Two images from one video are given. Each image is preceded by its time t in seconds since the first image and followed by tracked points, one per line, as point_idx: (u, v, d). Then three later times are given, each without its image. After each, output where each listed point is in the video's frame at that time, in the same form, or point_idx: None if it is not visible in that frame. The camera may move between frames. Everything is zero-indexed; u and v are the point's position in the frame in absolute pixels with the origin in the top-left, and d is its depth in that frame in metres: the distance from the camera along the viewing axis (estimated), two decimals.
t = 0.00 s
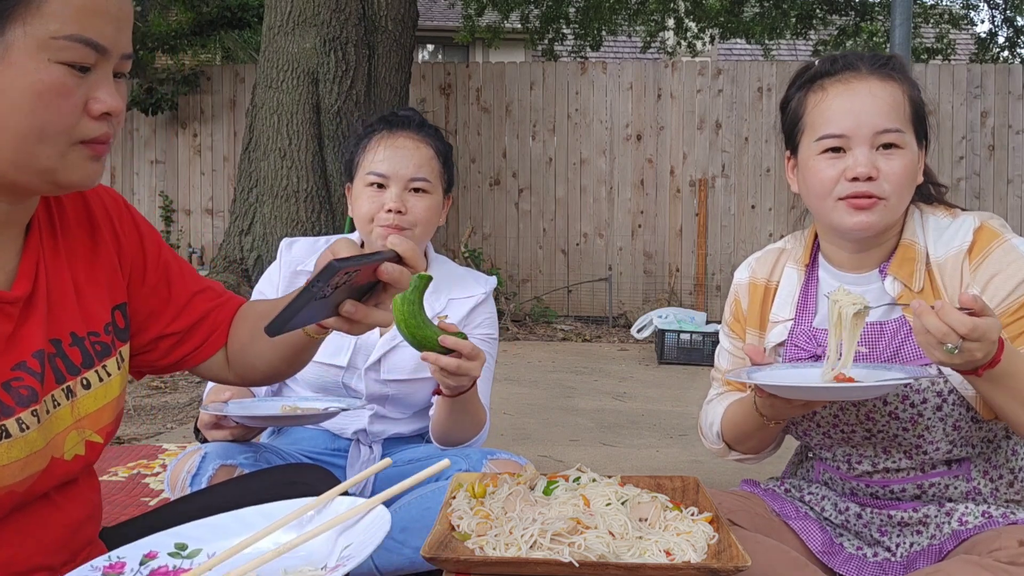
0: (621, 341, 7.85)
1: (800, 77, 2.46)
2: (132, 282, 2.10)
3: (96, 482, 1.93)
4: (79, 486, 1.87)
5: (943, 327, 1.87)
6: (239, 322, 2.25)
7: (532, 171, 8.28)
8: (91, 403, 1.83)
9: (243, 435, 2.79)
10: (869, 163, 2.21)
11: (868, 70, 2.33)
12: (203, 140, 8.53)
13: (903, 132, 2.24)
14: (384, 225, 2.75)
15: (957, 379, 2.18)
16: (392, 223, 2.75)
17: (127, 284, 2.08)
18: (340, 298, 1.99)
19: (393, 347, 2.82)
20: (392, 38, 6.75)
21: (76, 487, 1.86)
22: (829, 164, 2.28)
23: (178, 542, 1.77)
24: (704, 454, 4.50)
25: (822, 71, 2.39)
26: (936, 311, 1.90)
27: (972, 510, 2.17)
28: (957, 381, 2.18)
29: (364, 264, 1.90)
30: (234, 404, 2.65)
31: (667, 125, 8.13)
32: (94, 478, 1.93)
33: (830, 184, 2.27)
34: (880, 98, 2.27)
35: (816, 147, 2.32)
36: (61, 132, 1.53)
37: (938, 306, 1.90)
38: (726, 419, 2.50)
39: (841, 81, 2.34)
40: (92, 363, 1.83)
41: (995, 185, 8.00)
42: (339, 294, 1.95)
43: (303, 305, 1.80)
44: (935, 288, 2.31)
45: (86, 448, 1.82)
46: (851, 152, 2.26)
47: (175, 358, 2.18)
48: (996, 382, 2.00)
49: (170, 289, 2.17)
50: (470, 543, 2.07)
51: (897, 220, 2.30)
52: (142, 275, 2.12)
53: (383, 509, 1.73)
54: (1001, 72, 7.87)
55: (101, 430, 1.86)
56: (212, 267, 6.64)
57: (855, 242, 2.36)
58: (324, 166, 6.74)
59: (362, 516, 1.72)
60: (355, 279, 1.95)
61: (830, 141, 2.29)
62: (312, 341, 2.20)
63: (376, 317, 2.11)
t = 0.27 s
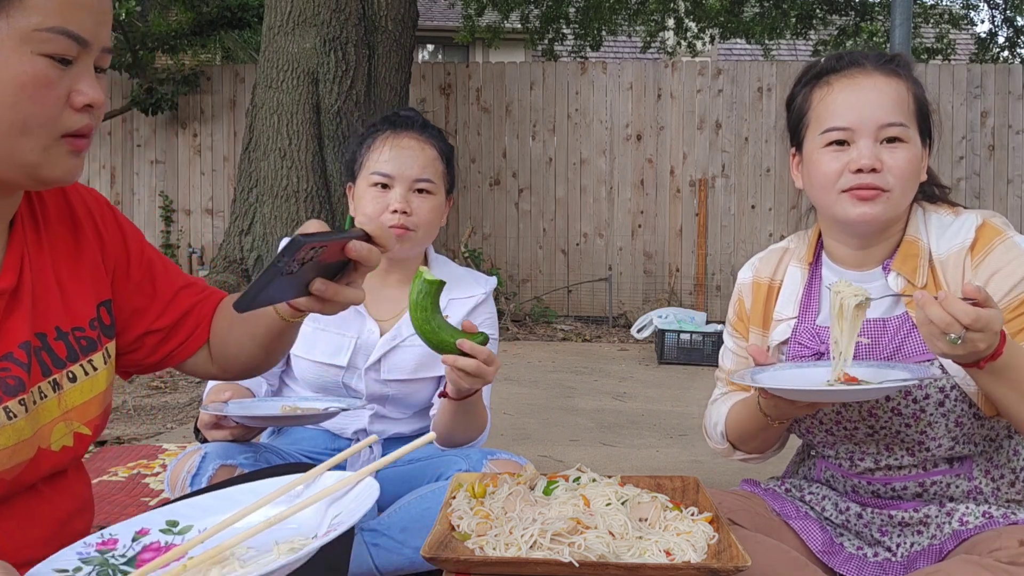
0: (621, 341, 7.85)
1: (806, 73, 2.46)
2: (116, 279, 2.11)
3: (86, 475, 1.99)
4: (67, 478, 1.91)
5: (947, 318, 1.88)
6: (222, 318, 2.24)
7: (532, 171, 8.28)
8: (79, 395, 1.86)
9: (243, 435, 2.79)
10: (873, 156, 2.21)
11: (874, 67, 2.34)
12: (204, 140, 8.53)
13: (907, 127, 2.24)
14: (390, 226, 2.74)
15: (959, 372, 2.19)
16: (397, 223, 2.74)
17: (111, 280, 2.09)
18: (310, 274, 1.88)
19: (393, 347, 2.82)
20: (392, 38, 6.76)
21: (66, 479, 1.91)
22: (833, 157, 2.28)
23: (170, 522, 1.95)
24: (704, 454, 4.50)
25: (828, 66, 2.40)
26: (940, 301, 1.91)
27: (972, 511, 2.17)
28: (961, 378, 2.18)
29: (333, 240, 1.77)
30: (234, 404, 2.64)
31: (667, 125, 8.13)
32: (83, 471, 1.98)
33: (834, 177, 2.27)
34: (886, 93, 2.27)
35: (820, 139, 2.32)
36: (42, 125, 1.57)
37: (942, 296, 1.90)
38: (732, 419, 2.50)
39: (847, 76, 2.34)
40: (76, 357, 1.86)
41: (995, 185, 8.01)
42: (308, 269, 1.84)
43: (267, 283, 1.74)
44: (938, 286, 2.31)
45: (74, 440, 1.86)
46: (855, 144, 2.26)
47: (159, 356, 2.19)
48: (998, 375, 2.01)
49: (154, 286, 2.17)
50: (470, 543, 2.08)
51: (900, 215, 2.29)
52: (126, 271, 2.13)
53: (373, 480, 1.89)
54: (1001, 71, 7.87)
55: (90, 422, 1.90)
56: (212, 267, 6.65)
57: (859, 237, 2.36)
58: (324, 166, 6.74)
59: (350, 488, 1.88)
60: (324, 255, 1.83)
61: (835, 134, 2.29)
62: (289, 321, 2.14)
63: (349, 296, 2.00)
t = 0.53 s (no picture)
0: (621, 341, 7.85)
1: (817, 69, 2.45)
2: (91, 273, 2.09)
3: (70, 467, 1.99)
4: (49, 467, 1.91)
5: (941, 312, 1.87)
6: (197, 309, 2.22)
7: (532, 171, 8.28)
8: (59, 383, 1.86)
9: (242, 435, 2.79)
10: (879, 150, 2.21)
11: (883, 64, 2.34)
12: (204, 140, 8.54)
13: (913, 123, 2.24)
14: (399, 230, 2.72)
15: (962, 368, 2.20)
16: (405, 227, 2.72)
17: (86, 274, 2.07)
18: (250, 234, 1.85)
19: (395, 347, 2.81)
20: (392, 38, 6.75)
21: (47, 468, 1.91)
22: (839, 150, 2.28)
23: (147, 496, 2.04)
24: (705, 454, 4.49)
25: (838, 63, 2.39)
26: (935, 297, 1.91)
27: (972, 510, 2.16)
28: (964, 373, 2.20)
29: (265, 197, 1.74)
30: (235, 404, 2.64)
31: (667, 125, 8.13)
32: (67, 461, 1.98)
33: (839, 168, 2.26)
34: (894, 90, 2.27)
35: (827, 133, 2.32)
36: (12, 113, 1.56)
37: (937, 292, 1.90)
38: (727, 412, 2.49)
39: (856, 72, 2.34)
40: (54, 349, 1.85)
41: (995, 185, 8.00)
42: (246, 227, 1.81)
43: (200, 239, 1.73)
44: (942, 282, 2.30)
45: (56, 427, 1.85)
46: (861, 138, 2.26)
47: (139, 349, 2.18)
48: (995, 369, 2.02)
49: (129, 279, 2.15)
50: (470, 543, 2.07)
51: (904, 212, 2.29)
52: (101, 264, 2.10)
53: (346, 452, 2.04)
54: (1001, 71, 7.86)
55: (74, 410, 1.90)
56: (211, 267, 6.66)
57: (863, 232, 2.36)
58: (324, 166, 6.73)
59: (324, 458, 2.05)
60: (261, 212, 1.79)
61: (842, 128, 2.29)
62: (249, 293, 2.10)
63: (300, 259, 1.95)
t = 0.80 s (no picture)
0: (621, 341, 7.84)
1: (823, 68, 2.46)
2: (62, 265, 2.10)
3: (55, 463, 1.97)
4: (34, 458, 1.90)
5: (936, 300, 1.83)
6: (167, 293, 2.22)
7: (532, 171, 8.28)
8: (37, 368, 1.87)
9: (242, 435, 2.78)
10: (883, 144, 2.21)
11: (890, 62, 2.34)
12: (204, 140, 8.54)
13: (919, 119, 2.24)
14: (402, 232, 2.72)
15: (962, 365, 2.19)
16: (409, 229, 2.71)
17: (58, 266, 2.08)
18: (195, 201, 1.80)
19: (397, 347, 2.81)
20: (392, 38, 6.75)
21: (31, 460, 1.89)
22: (844, 144, 2.28)
23: (132, 484, 2.06)
24: (704, 454, 4.50)
25: (846, 62, 2.40)
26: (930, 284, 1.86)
27: (972, 510, 2.16)
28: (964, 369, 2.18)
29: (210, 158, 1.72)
30: (235, 403, 2.63)
31: (667, 125, 8.13)
32: (50, 453, 1.96)
33: (844, 163, 2.26)
34: (902, 88, 2.27)
35: (833, 127, 2.32)
36: None
37: (932, 279, 1.85)
38: (724, 410, 2.49)
39: (863, 70, 2.35)
40: (28, 336, 1.86)
41: (995, 185, 8.01)
42: (191, 192, 1.76)
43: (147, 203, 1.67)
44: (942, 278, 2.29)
45: (35, 410, 1.84)
46: (868, 133, 2.26)
47: (115, 339, 2.18)
48: (991, 359, 1.98)
49: (100, 268, 2.16)
50: (470, 543, 2.08)
51: (907, 208, 2.29)
52: (73, 256, 2.12)
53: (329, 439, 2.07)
54: (1001, 72, 7.87)
55: (54, 394, 1.90)
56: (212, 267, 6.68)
57: (864, 230, 2.36)
58: (324, 166, 6.74)
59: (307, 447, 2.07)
60: (206, 175, 1.76)
61: (848, 122, 2.29)
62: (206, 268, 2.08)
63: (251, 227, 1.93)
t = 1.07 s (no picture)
0: (621, 341, 7.84)
1: (819, 69, 2.46)
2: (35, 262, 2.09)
3: (43, 461, 1.98)
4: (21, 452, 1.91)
5: (933, 300, 1.82)
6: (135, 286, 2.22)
7: (532, 171, 8.29)
8: (17, 358, 1.87)
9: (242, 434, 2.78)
10: (881, 145, 2.21)
11: (885, 63, 2.34)
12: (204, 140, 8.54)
13: (916, 120, 2.24)
14: (390, 228, 2.71)
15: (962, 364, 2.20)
16: (397, 226, 2.70)
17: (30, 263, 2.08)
18: (162, 189, 1.81)
19: (397, 347, 2.80)
20: (392, 38, 6.75)
21: (16, 452, 1.89)
22: (842, 146, 2.28)
23: (123, 476, 2.06)
24: (704, 454, 4.50)
25: (842, 63, 2.40)
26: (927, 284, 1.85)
27: (972, 510, 2.16)
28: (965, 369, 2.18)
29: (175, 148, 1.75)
30: (236, 403, 2.62)
31: (667, 125, 8.13)
32: (37, 447, 1.97)
33: (842, 164, 2.26)
34: (895, 89, 2.27)
35: (831, 129, 2.33)
36: None
37: (930, 279, 1.84)
38: (727, 412, 2.50)
39: (859, 71, 2.35)
40: (8, 326, 1.87)
41: (995, 185, 8.01)
42: (157, 181, 1.78)
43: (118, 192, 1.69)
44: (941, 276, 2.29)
45: (16, 399, 1.85)
46: (865, 134, 2.26)
47: (88, 336, 2.16)
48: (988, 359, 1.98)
49: (71, 265, 2.16)
50: (470, 543, 2.08)
51: (907, 207, 2.29)
52: (44, 254, 2.12)
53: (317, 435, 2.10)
54: (1001, 72, 7.87)
55: (34, 382, 1.91)
56: (212, 267, 6.69)
57: (865, 228, 2.36)
58: (324, 166, 6.75)
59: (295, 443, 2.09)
60: (172, 162, 1.77)
61: (846, 124, 2.29)
62: (168, 259, 2.08)
63: (215, 216, 1.93)
